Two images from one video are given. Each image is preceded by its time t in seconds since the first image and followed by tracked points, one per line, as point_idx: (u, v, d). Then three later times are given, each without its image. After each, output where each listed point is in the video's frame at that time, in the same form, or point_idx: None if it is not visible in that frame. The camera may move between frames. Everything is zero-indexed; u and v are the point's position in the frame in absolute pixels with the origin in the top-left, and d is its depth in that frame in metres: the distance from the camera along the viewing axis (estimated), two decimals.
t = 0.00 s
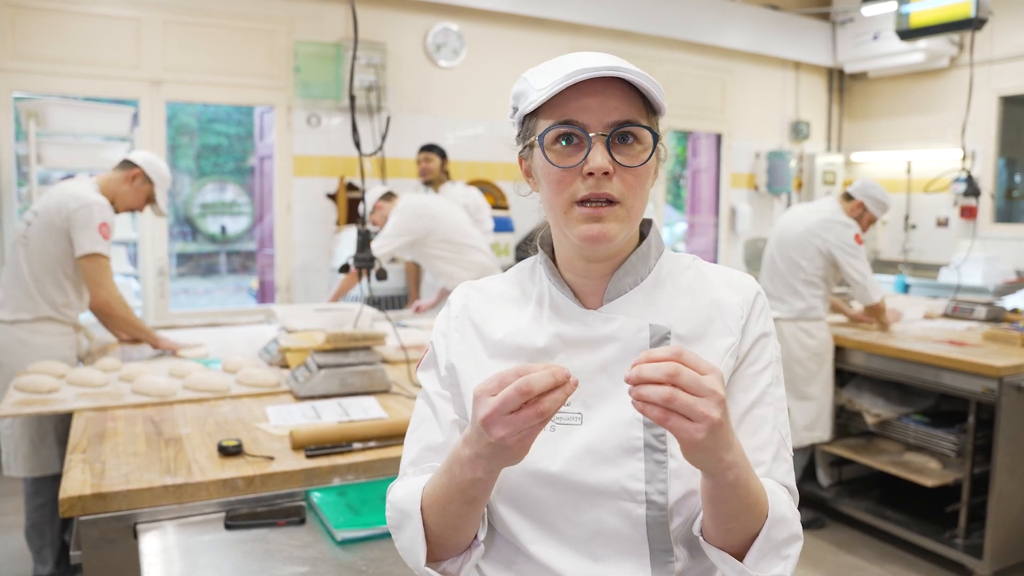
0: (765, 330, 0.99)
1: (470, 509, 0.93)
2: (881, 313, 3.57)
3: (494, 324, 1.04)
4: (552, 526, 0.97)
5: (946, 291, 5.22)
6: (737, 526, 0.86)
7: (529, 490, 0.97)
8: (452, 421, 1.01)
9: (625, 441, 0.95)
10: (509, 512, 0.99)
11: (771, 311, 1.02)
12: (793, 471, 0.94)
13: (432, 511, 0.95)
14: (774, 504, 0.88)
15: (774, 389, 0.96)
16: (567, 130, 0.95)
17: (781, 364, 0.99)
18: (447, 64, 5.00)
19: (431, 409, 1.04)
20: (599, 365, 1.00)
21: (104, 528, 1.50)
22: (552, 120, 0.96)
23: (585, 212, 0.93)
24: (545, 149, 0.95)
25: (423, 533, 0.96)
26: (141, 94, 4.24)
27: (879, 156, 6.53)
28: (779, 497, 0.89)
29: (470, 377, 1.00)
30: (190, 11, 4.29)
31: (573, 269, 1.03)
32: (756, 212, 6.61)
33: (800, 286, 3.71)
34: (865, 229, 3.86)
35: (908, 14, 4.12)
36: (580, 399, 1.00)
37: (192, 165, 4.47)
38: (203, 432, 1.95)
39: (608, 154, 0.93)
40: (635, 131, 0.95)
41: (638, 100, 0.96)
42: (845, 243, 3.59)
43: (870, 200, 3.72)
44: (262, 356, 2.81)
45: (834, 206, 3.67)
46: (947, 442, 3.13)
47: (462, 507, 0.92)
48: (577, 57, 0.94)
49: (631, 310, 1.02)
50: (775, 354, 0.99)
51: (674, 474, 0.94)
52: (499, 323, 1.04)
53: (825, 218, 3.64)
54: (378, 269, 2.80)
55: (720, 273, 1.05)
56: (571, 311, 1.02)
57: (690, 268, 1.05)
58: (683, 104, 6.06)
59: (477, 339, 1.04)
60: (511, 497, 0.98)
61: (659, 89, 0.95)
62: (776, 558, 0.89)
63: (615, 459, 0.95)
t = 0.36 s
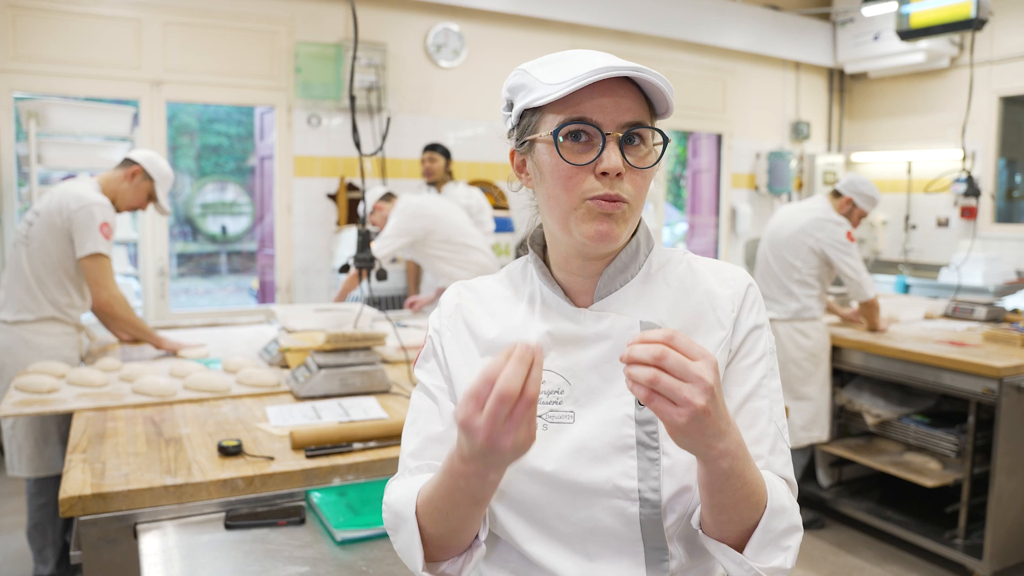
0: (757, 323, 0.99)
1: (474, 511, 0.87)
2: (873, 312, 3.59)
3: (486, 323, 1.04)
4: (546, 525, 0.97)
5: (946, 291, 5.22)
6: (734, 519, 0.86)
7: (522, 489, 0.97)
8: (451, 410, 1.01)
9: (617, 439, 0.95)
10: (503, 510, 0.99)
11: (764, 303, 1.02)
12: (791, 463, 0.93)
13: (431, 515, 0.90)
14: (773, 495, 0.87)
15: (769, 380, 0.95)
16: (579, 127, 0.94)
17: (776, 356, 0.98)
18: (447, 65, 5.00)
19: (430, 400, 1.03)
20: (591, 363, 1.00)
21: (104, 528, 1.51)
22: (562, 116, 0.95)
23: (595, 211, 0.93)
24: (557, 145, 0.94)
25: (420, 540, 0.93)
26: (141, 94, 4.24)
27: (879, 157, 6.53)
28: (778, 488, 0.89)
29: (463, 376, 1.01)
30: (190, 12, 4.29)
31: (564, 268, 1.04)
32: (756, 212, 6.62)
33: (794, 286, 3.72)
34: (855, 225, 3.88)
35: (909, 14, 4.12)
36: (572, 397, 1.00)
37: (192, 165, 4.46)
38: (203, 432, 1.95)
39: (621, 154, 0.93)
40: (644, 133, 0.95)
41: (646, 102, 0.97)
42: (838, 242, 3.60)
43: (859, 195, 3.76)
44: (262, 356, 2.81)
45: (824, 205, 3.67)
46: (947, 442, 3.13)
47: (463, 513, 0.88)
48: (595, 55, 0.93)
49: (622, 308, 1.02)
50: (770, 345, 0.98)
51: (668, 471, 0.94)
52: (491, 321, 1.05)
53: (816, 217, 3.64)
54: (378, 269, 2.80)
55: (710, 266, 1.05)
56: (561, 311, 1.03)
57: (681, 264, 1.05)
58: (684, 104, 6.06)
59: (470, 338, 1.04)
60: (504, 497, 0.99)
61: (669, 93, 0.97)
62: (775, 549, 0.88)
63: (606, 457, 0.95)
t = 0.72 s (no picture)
0: (760, 327, 0.99)
1: (480, 542, 0.92)
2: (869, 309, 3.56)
3: (490, 327, 1.04)
4: (556, 528, 0.97)
5: (946, 291, 5.23)
6: (741, 522, 0.86)
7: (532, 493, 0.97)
8: (453, 422, 1.02)
9: (627, 442, 0.96)
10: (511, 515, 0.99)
11: (765, 307, 1.02)
12: (791, 465, 0.94)
13: (437, 543, 0.94)
14: (777, 498, 0.88)
15: (771, 383, 0.96)
16: (574, 125, 0.94)
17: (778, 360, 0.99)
18: (448, 65, 5.00)
19: (428, 411, 1.04)
20: (600, 366, 0.99)
21: (105, 528, 1.51)
22: (558, 114, 0.95)
23: (591, 209, 0.93)
24: (551, 143, 0.95)
25: (426, 560, 0.96)
26: (141, 94, 4.24)
27: (880, 157, 6.53)
28: (781, 491, 0.89)
29: (467, 381, 1.01)
30: (191, 12, 4.29)
31: (569, 271, 1.04)
32: (756, 212, 6.61)
33: (788, 285, 3.72)
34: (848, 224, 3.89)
35: (909, 15, 4.12)
36: (581, 400, 0.99)
37: (192, 165, 4.47)
38: (203, 432, 1.95)
39: (615, 151, 0.93)
40: (640, 130, 0.95)
41: (643, 99, 0.97)
42: (832, 242, 3.62)
43: (851, 194, 3.77)
44: (263, 356, 2.82)
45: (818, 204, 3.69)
46: (947, 442, 3.13)
47: (472, 546, 0.92)
48: (588, 53, 0.94)
49: (628, 311, 1.02)
50: (773, 349, 0.99)
51: (678, 474, 0.95)
52: (495, 325, 1.04)
53: (809, 217, 3.65)
54: (379, 269, 2.80)
55: (714, 270, 1.05)
56: (568, 313, 1.02)
57: (684, 267, 1.06)
58: (684, 104, 6.06)
59: (474, 344, 1.04)
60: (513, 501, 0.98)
61: (665, 90, 0.96)
62: (778, 550, 0.88)
63: (617, 460, 0.95)
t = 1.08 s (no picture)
0: (762, 329, 0.99)
1: (482, 540, 0.92)
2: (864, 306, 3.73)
3: (491, 326, 1.04)
4: (556, 527, 0.97)
5: (947, 291, 5.23)
6: (743, 522, 0.86)
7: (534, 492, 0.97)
8: (454, 421, 1.02)
9: (628, 441, 0.95)
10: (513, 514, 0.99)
11: (767, 310, 1.02)
12: (792, 467, 0.94)
13: (439, 541, 0.94)
14: (779, 499, 0.88)
15: (773, 385, 0.96)
16: (574, 129, 0.94)
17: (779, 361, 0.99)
18: (448, 65, 5.00)
19: (428, 411, 1.04)
20: (601, 366, 0.99)
21: (105, 528, 1.51)
22: (559, 117, 0.95)
23: (589, 211, 0.93)
24: (551, 146, 0.95)
25: (427, 557, 0.96)
26: (142, 94, 4.24)
27: (880, 157, 6.53)
28: (784, 493, 0.89)
29: (468, 379, 1.01)
30: (191, 11, 4.29)
31: (572, 270, 1.03)
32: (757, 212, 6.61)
33: (784, 285, 3.71)
34: (843, 224, 3.89)
35: (909, 14, 4.12)
36: (582, 399, 0.99)
37: (192, 165, 4.47)
38: (204, 432, 1.95)
39: (613, 154, 0.93)
40: (640, 134, 0.95)
41: (644, 103, 0.96)
42: (827, 241, 3.63)
43: (846, 194, 3.78)
44: (263, 356, 2.82)
45: (813, 203, 3.71)
46: (948, 442, 3.13)
47: (474, 544, 0.92)
48: (588, 57, 0.94)
49: (630, 311, 1.02)
50: (774, 350, 0.99)
51: (678, 474, 0.94)
52: (497, 325, 1.04)
53: (805, 216, 3.67)
54: (379, 269, 2.80)
55: (716, 272, 1.05)
56: (570, 313, 1.02)
57: (686, 268, 1.06)
58: (684, 104, 6.06)
59: (476, 343, 1.04)
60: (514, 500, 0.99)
61: (666, 94, 0.96)
62: (779, 552, 0.88)
63: (618, 459, 0.95)
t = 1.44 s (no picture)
0: (765, 335, 0.99)
1: (473, 539, 0.92)
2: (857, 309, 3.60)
3: (491, 326, 1.04)
4: (552, 531, 0.97)
5: (948, 291, 5.23)
6: (741, 536, 0.86)
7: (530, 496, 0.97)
8: (450, 423, 1.02)
9: (623, 446, 0.95)
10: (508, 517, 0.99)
11: (771, 315, 1.02)
12: (793, 475, 0.94)
13: (432, 539, 0.94)
14: (778, 511, 0.88)
15: (775, 393, 0.96)
16: (570, 128, 0.95)
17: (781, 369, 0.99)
18: (448, 65, 5.00)
19: (426, 411, 1.04)
20: (598, 369, 0.99)
21: (106, 528, 1.51)
22: (557, 116, 0.96)
23: (583, 210, 0.93)
24: (546, 144, 0.95)
25: (420, 555, 0.96)
26: (142, 94, 4.24)
27: (880, 157, 6.53)
28: (782, 505, 0.89)
29: (467, 379, 1.01)
30: (191, 11, 4.29)
31: (572, 271, 1.03)
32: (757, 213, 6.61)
33: (782, 285, 3.71)
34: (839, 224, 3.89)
35: (910, 15, 4.12)
36: (579, 402, 0.99)
37: (193, 165, 4.47)
38: (204, 432, 1.95)
39: (608, 153, 0.92)
40: (637, 133, 0.94)
41: (642, 102, 0.96)
42: (824, 242, 3.63)
43: (842, 194, 3.78)
44: (263, 357, 2.82)
45: (809, 204, 3.70)
46: (948, 443, 3.13)
47: (465, 543, 0.93)
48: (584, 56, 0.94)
49: (630, 314, 1.02)
50: (776, 358, 0.99)
51: (673, 480, 0.94)
52: (497, 324, 1.04)
53: (801, 216, 3.66)
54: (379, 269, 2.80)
55: (720, 278, 1.05)
56: (569, 314, 1.02)
57: (690, 272, 1.05)
58: (684, 104, 6.05)
59: (476, 342, 1.04)
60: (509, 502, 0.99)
61: (663, 92, 0.95)
62: (778, 563, 0.88)
63: (612, 464, 0.95)
